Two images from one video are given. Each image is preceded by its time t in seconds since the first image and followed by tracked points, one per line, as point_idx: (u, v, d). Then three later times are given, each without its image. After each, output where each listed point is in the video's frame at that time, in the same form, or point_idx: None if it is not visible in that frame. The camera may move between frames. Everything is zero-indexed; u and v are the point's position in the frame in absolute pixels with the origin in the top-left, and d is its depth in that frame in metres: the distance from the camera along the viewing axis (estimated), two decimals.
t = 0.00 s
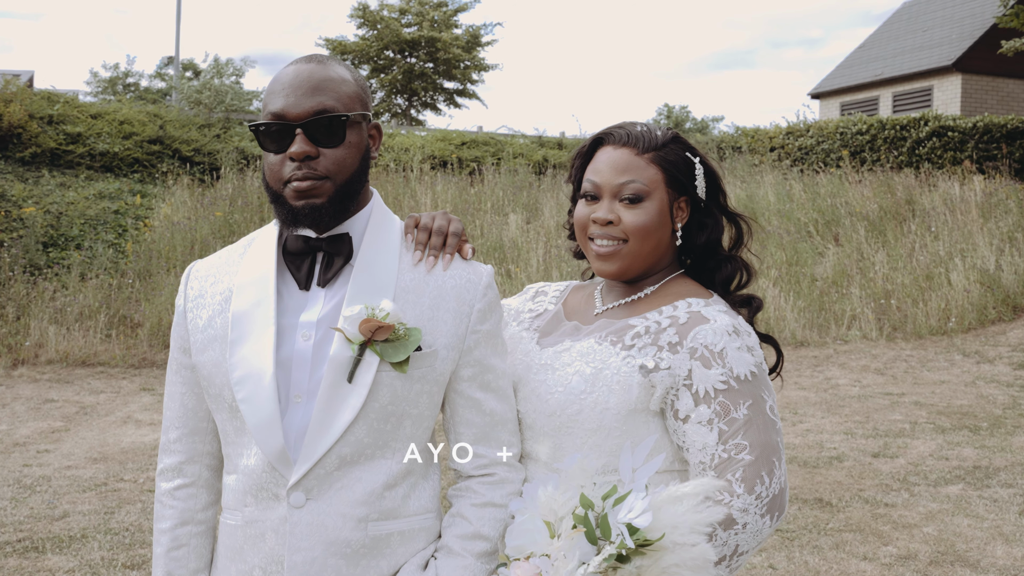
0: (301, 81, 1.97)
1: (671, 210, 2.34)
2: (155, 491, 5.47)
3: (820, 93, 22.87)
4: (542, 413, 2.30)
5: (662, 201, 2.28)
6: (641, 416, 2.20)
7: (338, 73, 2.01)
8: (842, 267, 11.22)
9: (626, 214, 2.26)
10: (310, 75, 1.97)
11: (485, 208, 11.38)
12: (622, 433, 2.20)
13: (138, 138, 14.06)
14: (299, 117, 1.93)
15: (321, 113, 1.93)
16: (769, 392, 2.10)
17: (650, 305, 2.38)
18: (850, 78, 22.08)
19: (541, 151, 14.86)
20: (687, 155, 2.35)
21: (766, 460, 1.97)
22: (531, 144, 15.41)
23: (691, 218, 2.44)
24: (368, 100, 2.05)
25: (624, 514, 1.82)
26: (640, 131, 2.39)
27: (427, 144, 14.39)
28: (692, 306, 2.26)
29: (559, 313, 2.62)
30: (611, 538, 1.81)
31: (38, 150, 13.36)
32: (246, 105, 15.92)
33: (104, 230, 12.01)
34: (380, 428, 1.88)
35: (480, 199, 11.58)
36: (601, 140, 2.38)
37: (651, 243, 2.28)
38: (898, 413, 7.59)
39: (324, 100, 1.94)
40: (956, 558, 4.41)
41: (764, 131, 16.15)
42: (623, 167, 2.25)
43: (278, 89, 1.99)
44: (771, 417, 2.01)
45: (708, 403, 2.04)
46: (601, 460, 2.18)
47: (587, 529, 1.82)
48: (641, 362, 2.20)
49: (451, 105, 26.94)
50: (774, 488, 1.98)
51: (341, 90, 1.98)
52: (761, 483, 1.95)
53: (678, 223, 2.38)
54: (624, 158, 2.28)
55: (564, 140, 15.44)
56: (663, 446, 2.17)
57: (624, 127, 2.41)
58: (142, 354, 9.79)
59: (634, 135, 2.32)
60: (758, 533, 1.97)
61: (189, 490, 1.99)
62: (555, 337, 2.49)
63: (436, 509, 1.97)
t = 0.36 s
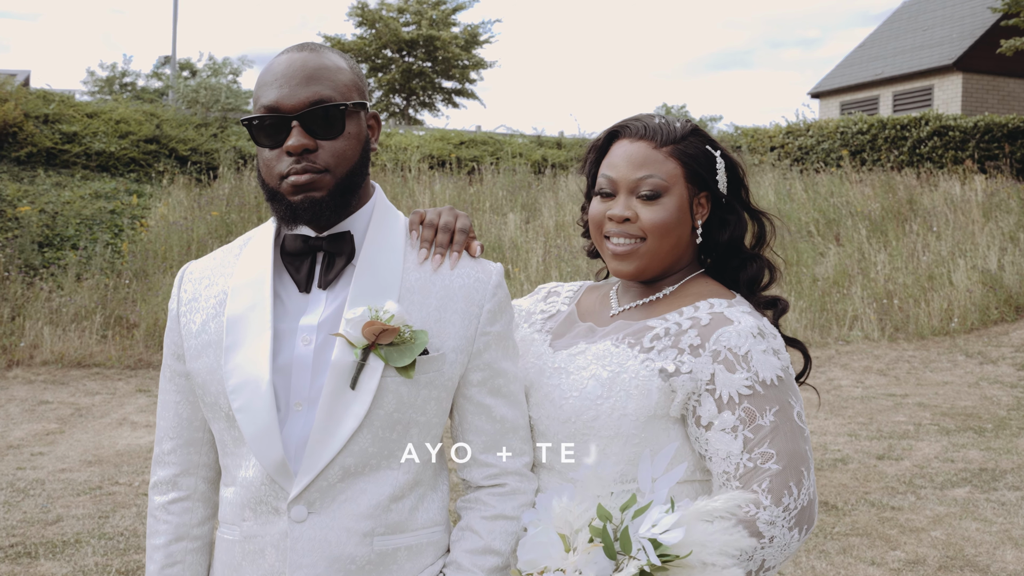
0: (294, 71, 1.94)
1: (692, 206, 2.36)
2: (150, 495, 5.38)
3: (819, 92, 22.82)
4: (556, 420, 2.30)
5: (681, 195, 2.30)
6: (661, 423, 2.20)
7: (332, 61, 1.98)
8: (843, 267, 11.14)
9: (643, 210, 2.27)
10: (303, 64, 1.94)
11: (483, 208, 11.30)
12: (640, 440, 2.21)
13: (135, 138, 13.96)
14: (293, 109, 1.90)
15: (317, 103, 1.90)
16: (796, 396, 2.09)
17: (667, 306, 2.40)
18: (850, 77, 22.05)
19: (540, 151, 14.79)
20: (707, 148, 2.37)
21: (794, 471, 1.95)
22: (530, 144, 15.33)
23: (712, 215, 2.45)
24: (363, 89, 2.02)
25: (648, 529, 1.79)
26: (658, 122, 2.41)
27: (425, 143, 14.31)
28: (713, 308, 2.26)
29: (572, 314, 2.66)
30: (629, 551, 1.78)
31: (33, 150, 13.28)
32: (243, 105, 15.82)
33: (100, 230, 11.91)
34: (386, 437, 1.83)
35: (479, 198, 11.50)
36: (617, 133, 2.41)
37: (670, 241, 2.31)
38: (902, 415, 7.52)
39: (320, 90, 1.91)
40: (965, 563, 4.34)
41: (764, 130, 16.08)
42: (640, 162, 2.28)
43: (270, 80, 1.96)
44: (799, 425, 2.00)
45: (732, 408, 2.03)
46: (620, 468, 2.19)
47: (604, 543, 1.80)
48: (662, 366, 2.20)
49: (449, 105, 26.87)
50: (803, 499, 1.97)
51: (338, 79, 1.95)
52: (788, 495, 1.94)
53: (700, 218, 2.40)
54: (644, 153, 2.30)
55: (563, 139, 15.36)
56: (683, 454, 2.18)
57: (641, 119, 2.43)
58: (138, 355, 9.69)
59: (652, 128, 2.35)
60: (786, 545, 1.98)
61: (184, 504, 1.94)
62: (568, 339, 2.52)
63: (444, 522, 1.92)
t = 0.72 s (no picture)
0: (289, 57, 1.91)
1: (704, 203, 2.34)
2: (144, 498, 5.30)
3: (818, 92, 22.78)
4: (563, 428, 2.28)
5: (692, 191, 2.27)
6: (673, 432, 2.18)
7: (327, 48, 1.95)
8: (842, 267, 11.09)
9: (652, 206, 2.25)
10: (298, 50, 1.91)
11: (480, 208, 11.22)
12: (652, 450, 2.18)
13: (130, 137, 13.86)
14: (290, 97, 1.87)
15: (313, 90, 1.87)
16: (814, 406, 2.09)
17: (678, 307, 2.38)
18: (848, 77, 22.04)
19: (537, 150, 14.71)
20: (720, 141, 2.35)
21: (814, 483, 1.95)
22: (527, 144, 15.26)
23: (727, 213, 2.44)
24: (359, 78, 2.00)
25: (662, 548, 1.75)
26: (668, 115, 2.38)
27: (423, 143, 14.24)
28: (729, 309, 2.24)
29: (579, 315, 2.63)
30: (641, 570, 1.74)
31: (27, 149, 13.19)
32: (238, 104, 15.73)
33: (94, 230, 11.82)
34: (384, 446, 1.78)
35: (476, 198, 11.43)
36: (626, 127, 2.39)
37: (681, 240, 2.29)
38: (903, 416, 7.46)
39: (316, 77, 1.88)
40: (971, 567, 4.28)
41: (762, 129, 16.03)
42: (650, 155, 2.25)
43: (264, 68, 1.92)
44: (819, 434, 2.00)
45: (749, 417, 2.02)
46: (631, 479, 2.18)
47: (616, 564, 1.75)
48: (674, 372, 2.17)
49: (446, 104, 26.79)
50: (823, 513, 1.97)
51: (334, 67, 1.92)
52: (808, 509, 1.94)
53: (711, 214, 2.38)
54: (652, 148, 2.28)
55: (560, 139, 15.29)
56: (698, 465, 2.17)
57: (650, 112, 2.41)
58: (133, 356, 9.60)
59: (662, 121, 2.33)
60: (806, 560, 1.98)
61: (173, 519, 1.92)
62: (574, 344, 2.50)
63: (446, 535, 1.87)
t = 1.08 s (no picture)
0: (290, 53, 1.83)
1: (718, 207, 2.29)
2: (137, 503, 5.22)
3: (817, 92, 22.73)
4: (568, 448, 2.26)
5: (704, 195, 2.22)
6: (684, 449, 2.16)
7: (329, 45, 1.88)
8: (843, 268, 11.01)
9: (663, 211, 2.19)
10: (300, 45, 1.83)
11: (478, 209, 11.15)
12: (663, 469, 2.17)
13: (125, 137, 13.76)
14: (289, 95, 1.80)
15: (314, 89, 1.79)
16: (834, 422, 2.07)
17: (690, 317, 2.36)
18: (847, 77, 22.00)
19: (535, 151, 14.63)
20: (734, 142, 2.30)
21: (835, 503, 1.93)
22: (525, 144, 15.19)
23: (741, 217, 2.40)
24: (361, 78, 1.93)
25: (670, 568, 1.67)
26: (680, 115, 2.33)
27: (420, 143, 14.16)
28: (744, 320, 2.22)
29: (586, 326, 2.62)
30: None
31: (22, 149, 13.07)
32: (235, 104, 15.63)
33: (90, 230, 11.72)
34: (383, 466, 1.73)
35: (473, 199, 11.35)
36: (635, 127, 2.33)
37: (692, 247, 2.24)
38: (905, 419, 7.39)
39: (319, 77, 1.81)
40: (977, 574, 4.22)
41: (761, 130, 15.97)
42: (661, 159, 2.19)
43: (262, 61, 1.84)
44: (839, 450, 1.97)
45: (766, 433, 2.00)
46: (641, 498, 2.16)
47: None
48: (687, 387, 2.15)
49: (444, 104, 26.71)
50: (844, 535, 1.95)
51: (336, 66, 1.85)
52: (828, 532, 1.92)
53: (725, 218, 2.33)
54: (664, 150, 2.22)
55: (558, 139, 15.22)
56: (713, 484, 2.15)
57: (660, 112, 2.35)
58: (128, 358, 9.51)
59: (673, 122, 2.27)
60: None
61: (157, 542, 1.88)
62: (580, 356, 2.47)
63: (449, 559, 1.83)
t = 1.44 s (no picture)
0: (294, 45, 1.78)
1: (727, 207, 2.23)
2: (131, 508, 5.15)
3: (816, 91, 22.69)
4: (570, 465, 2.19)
5: (712, 196, 2.15)
6: (693, 464, 2.10)
7: (336, 41, 1.83)
8: (843, 269, 10.89)
9: (668, 213, 2.13)
10: (304, 36, 1.78)
11: (476, 209, 11.08)
12: (671, 485, 2.11)
13: (121, 136, 13.68)
14: (292, 87, 1.74)
15: (319, 84, 1.74)
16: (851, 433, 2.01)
17: (697, 323, 2.30)
18: (846, 77, 21.97)
19: (533, 150, 14.55)
20: (743, 139, 2.23)
21: (853, 520, 1.87)
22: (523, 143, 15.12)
23: (751, 218, 2.34)
24: (365, 78, 1.88)
25: None
26: (687, 112, 2.26)
27: (417, 143, 14.09)
28: (755, 326, 2.16)
29: (589, 332, 2.56)
30: None
31: (17, 149, 12.97)
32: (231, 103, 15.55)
33: (85, 230, 11.63)
34: (379, 482, 1.67)
35: (471, 199, 11.29)
36: (640, 124, 2.26)
37: (699, 250, 2.18)
38: (907, 421, 7.33)
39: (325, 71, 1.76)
40: None
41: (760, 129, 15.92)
42: (667, 157, 2.13)
43: (264, 51, 1.78)
44: (858, 464, 1.92)
45: (779, 446, 1.94)
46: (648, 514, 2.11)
47: None
48: (695, 398, 2.10)
49: (442, 104, 26.64)
50: (863, 553, 1.90)
51: (340, 64, 1.80)
52: (846, 550, 1.86)
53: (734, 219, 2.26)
54: (670, 149, 2.15)
55: (556, 138, 15.16)
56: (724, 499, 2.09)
57: (665, 109, 2.28)
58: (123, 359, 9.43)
59: (679, 118, 2.21)
60: None
61: (138, 562, 1.83)
62: (582, 365, 2.41)
63: None
